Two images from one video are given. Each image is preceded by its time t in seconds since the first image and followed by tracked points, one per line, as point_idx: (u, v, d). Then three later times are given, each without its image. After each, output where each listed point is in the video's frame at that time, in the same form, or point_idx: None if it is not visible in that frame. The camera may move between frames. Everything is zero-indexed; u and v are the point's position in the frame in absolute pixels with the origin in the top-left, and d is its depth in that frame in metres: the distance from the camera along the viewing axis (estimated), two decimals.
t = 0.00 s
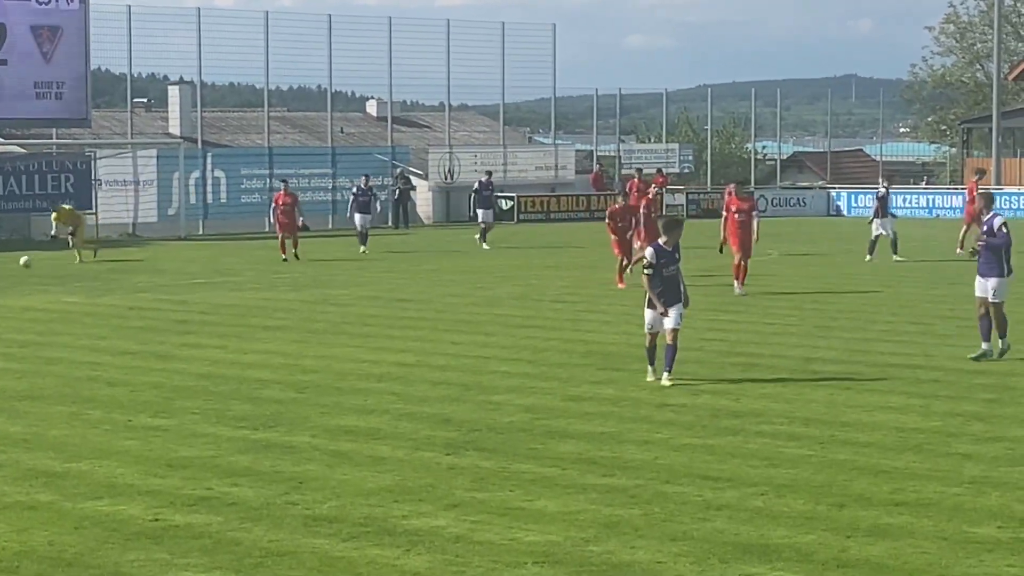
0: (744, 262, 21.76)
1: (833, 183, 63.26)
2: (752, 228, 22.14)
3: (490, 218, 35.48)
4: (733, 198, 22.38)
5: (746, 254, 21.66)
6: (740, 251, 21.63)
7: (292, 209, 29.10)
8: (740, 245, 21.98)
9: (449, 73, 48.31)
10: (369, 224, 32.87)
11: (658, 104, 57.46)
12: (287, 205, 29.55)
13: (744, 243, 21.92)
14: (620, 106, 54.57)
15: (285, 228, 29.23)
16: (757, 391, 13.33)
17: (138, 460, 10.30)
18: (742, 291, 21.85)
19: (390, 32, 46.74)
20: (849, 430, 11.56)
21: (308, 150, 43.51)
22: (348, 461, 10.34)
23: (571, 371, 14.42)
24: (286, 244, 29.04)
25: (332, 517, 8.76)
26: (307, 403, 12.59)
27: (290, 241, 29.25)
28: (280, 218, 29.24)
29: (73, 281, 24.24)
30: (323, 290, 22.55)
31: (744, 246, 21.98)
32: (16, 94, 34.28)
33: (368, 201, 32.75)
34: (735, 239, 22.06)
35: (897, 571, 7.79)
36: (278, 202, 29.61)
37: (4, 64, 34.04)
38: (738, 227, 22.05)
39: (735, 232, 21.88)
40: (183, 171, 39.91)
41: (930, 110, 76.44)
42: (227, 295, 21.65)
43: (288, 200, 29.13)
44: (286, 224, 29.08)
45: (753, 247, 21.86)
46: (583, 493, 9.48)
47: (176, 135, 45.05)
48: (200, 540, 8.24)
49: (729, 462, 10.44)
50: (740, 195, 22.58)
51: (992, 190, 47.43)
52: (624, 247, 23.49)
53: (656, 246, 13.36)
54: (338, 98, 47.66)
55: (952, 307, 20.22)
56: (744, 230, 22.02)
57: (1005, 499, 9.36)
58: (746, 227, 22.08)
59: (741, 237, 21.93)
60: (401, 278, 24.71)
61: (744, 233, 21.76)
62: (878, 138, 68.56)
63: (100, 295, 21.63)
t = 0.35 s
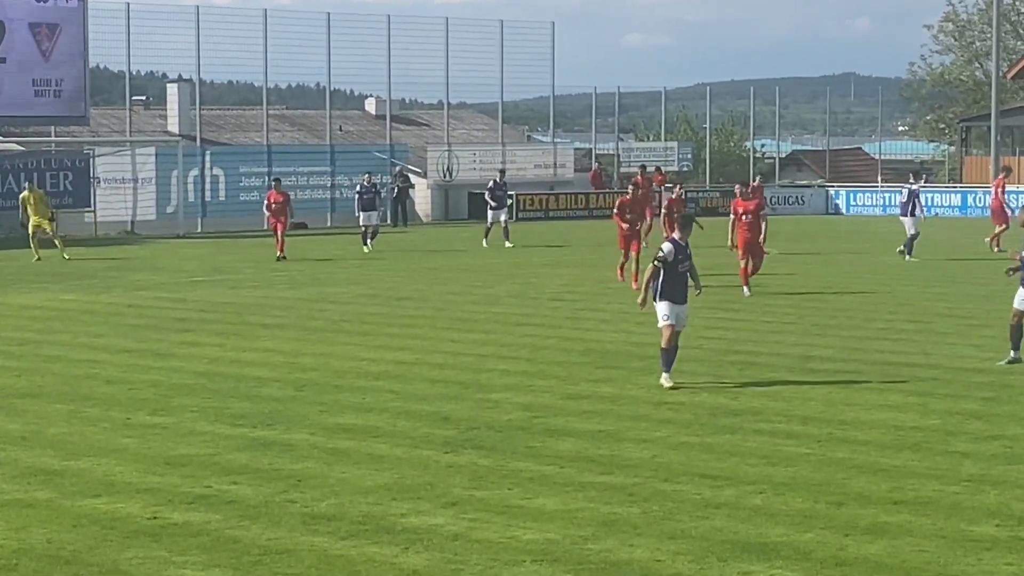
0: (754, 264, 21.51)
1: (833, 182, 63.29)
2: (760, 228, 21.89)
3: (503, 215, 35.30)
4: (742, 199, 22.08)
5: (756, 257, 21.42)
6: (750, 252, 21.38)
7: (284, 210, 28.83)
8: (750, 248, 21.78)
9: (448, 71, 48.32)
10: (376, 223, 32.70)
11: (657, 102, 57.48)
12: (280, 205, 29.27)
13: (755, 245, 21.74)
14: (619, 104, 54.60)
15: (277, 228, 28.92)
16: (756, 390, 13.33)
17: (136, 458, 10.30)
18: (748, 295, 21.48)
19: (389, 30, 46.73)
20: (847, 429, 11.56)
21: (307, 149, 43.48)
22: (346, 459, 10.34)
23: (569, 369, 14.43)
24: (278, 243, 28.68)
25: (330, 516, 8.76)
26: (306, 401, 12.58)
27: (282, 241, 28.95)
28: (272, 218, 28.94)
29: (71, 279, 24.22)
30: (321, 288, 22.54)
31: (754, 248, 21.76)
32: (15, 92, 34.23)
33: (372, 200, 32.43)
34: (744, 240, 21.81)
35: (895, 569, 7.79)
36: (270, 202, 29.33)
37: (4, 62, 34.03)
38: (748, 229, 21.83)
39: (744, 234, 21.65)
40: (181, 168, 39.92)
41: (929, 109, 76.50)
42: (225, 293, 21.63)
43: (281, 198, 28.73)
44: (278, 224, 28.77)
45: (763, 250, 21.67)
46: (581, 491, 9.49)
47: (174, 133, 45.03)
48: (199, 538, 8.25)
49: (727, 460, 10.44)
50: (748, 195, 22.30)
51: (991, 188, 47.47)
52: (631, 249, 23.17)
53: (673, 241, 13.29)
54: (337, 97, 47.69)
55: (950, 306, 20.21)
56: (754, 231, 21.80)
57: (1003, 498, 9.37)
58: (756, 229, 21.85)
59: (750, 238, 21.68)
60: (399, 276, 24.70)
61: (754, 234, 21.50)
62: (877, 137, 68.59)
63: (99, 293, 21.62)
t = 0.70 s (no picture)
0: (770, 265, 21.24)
1: (832, 180, 63.33)
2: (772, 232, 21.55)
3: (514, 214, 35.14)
4: (750, 197, 21.67)
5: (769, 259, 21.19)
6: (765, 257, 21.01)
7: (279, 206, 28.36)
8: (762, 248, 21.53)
9: (448, 69, 48.34)
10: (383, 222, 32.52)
11: (657, 100, 57.52)
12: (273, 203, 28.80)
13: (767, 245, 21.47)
14: (619, 101, 54.64)
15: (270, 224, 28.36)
16: (755, 387, 13.33)
17: (135, 456, 10.29)
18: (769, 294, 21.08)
19: (390, 27, 46.79)
20: (846, 426, 11.57)
21: (308, 146, 43.50)
22: (345, 456, 10.34)
23: (569, 366, 14.43)
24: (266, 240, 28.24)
25: (330, 513, 8.76)
26: (305, 398, 12.59)
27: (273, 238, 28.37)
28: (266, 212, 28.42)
29: (70, 276, 24.21)
30: (321, 286, 22.53)
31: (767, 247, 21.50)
32: (14, 87, 34.22)
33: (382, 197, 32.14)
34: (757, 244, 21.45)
35: (895, 566, 7.79)
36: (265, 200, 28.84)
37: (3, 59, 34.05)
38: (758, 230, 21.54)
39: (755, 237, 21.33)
40: (180, 166, 39.93)
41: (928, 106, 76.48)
42: (225, 290, 21.62)
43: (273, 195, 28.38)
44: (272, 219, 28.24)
45: (776, 251, 21.43)
46: (581, 488, 9.49)
47: (174, 132, 45.07)
48: (197, 536, 8.24)
49: (727, 457, 10.44)
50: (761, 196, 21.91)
51: (990, 186, 47.53)
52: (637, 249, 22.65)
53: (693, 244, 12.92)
54: (337, 94, 47.75)
55: (950, 303, 20.21)
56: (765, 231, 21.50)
57: (1002, 495, 9.36)
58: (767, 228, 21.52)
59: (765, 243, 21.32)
60: (399, 274, 24.71)
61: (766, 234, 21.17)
62: (877, 134, 68.63)
63: (98, 290, 21.61)
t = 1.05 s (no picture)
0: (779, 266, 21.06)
1: (834, 177, 63.31)
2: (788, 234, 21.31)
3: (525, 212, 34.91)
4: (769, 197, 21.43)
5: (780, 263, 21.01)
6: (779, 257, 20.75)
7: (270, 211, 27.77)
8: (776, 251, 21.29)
9: (449, 67, 48.33)
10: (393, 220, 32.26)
11: (659, 98, 57.50)
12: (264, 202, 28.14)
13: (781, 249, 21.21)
14: (620, 99, 54.65)
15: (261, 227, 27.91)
16: (757, 385, 13.33)
17: (138, 454, 10.30)
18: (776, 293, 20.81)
19: (391, 26, 46.80)
20: (848, 424, 11.56)
21: (310, 145, 43.50)
22: (347, 454, 10.34)
23: (570, 364, 14.42)
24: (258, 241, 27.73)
25: (332, 511, 8.76)
26: (307, 397, 12.59)
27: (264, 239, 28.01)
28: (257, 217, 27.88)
29: (72, 274, 24.20)
30: (322, 284, 22.52)
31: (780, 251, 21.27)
32: (16, 85, 34.22)
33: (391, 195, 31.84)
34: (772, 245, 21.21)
35: (897, 564, 7.79)
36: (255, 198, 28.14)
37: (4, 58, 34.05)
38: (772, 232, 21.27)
39: (769, 240, 21.02)
40: (183, 165, 39.95)
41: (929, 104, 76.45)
42: (226, 289, 21.62)
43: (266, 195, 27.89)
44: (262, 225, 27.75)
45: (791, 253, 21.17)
46: (583, 486, 9.49)
47: (176, 130, 45.15)
48: (200, 534, 8.25)
49: (728, 455, 10.43)
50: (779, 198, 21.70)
51: (992, 183, 47.49)
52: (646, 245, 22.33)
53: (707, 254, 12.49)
54: (338, 92, 47.80)
55: (952, 301, 20.19)
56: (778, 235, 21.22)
57: (1004, 493, 9.36)
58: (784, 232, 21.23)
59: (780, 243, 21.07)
60: (400, 272, 24.71)
61: (782, 239, 20.89)
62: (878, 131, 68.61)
63: (99, 288, 21.63)
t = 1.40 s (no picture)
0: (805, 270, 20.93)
1: (838, 174, 63.31)
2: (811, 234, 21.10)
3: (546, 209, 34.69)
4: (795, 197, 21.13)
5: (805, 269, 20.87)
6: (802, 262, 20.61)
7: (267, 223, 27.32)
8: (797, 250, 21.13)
9: (453, 65, 48.34)
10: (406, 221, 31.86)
11: (662, 95, 57.50)
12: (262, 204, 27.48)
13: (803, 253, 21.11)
14: (624, 96, 54.66)
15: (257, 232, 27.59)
16: (760, 382, 13.33)
17: (142, 453, 10.30)
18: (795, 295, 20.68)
19: (394, 24, 46.82)
20: (852, 420, 11.57)
21: (314, 143, 43.53)
22: (352, 452, 10.34)
23: (574, 362, 14.43)
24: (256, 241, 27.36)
25: (338, 509, 8.77)
26: (312, 395, 12.60)
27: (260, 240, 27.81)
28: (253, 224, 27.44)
29: (76, 274, 24.21)
30: (327, 282, 22.53)
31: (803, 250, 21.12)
32: (20, 85, 34.24)
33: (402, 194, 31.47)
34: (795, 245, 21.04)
35: (901, 561, 7.80)
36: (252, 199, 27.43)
37: (8, 57, 34.05)
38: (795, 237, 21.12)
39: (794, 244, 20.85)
40: (186, 164, 39.94)
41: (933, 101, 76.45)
42: (230, 287, 21.64)
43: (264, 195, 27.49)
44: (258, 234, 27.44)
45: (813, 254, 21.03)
46: (587, 484, 9.49)
47: (179, 128, 45.15)
48: (205, 532, 8.25)
49: (733, 452, 10.44)
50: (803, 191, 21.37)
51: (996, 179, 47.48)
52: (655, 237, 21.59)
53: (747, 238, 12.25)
54: (342, 90, 47.82)
55: (956, 297, 20.20)
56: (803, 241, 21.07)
57: (1008, 489, 9.36)
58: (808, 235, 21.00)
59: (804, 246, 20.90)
60: (404, 269, 24.74)
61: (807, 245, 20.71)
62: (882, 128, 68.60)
63: (103, 287, 21.64)
